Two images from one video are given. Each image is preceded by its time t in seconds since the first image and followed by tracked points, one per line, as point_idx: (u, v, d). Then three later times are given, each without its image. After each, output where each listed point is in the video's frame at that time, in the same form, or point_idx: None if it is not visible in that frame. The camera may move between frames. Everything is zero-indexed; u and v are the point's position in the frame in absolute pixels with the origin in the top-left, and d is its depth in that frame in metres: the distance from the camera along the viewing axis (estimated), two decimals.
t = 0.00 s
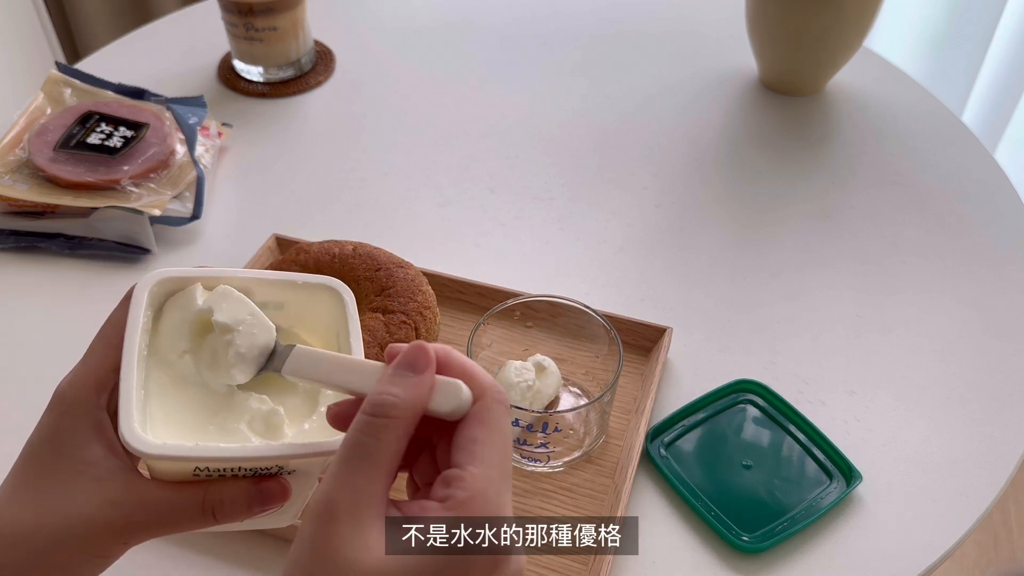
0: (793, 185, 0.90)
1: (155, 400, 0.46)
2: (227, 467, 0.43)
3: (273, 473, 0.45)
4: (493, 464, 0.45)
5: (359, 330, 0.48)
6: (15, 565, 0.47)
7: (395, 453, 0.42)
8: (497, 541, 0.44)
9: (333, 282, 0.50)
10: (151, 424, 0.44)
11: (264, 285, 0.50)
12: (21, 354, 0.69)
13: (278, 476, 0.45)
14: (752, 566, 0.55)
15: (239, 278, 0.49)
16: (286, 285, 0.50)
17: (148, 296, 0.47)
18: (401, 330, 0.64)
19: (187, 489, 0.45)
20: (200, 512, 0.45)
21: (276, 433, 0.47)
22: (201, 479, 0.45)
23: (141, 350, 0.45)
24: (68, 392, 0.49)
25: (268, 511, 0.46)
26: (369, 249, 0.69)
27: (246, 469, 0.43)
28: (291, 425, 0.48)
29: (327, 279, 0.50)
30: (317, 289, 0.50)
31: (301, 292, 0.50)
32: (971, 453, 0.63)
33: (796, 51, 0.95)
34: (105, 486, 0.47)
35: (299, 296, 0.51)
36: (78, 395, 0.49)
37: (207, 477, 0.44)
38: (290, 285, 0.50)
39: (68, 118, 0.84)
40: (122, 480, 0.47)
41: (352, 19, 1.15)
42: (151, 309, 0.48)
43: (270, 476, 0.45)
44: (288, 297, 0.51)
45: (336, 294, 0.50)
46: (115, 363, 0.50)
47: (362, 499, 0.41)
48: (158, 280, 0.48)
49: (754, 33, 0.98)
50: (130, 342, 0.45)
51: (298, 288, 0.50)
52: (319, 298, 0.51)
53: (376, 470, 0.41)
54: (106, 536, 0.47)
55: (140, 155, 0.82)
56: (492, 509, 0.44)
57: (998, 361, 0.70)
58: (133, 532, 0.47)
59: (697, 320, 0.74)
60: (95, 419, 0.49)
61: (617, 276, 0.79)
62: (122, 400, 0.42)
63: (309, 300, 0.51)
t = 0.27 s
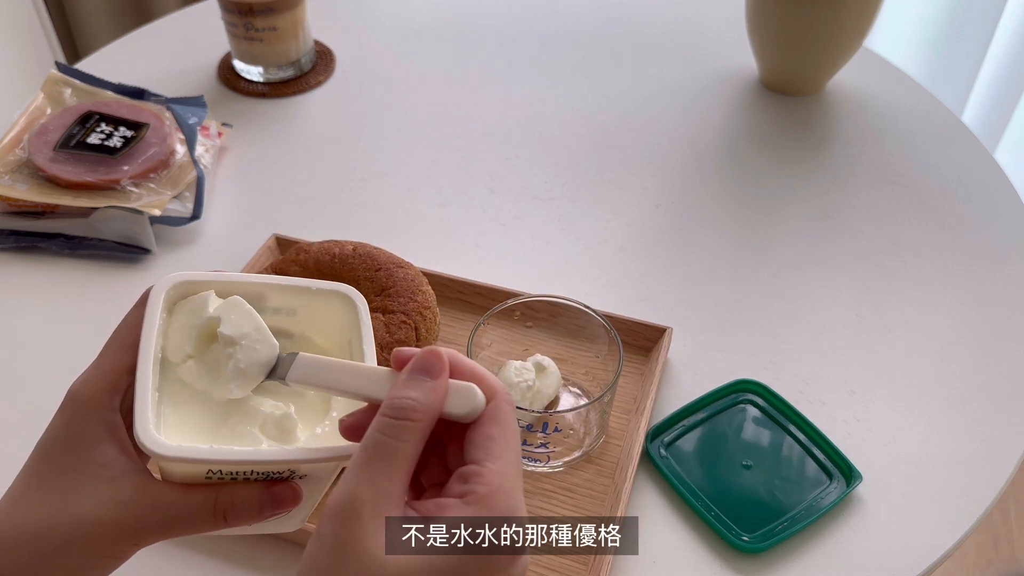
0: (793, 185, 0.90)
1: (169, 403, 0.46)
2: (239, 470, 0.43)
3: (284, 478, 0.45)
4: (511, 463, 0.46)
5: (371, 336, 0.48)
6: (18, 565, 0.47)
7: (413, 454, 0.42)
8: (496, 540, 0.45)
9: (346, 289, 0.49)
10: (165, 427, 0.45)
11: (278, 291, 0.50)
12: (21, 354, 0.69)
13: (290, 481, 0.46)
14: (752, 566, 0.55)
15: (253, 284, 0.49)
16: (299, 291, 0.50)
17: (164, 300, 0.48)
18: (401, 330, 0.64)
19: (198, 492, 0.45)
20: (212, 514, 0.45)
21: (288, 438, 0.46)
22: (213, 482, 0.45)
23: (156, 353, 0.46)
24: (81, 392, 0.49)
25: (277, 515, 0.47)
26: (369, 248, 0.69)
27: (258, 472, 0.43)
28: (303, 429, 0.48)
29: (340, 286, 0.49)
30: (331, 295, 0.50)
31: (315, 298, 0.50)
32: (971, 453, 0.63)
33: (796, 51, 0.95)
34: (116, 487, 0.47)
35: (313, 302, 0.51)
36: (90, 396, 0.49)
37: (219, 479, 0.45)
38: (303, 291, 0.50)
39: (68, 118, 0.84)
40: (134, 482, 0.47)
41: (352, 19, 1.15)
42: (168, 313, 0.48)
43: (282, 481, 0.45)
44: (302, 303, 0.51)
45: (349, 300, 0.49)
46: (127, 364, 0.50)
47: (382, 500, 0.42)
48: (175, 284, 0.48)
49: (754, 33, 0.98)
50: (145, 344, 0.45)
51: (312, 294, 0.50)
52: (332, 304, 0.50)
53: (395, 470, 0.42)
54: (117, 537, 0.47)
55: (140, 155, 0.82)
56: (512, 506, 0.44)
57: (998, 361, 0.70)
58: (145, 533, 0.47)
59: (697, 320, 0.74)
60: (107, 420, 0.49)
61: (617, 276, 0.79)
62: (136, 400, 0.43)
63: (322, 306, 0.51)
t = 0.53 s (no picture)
0: (793, 185, 0.90)
1: (177, 399, 0.46)
2: (250, 463, 0.43)
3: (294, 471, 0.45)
4: (545, 477, 0.48)
5: (378, 330, 0.48)
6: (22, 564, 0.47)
7: (454, 460, 0.44)
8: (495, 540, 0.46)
9: (354, 286, 0.50)
10: (175, 423, 0.44)
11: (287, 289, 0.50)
12: (21, 354, 0.69)
13: (298, 475, 0.45)
14: (752, 566, 0.55)
15: (262, 281, 0.49)
16: (308, 288, 0.50)
17: (173, 297, 0.48)
18: (401, 330, 0.64)
19: (209, 486, 0.45)
20: (221, 509, 0.45)
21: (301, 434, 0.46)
22: (224, 476, 0.45)
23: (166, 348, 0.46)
24: (92, 388, 0.49)
25: (286, 509, 0.47)
26: (369, 248, 0.69)
27: (268, 466, 0.43)
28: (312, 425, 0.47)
29: (348, 283, 0.50)
30: (339, 292, 0.50)
31: (322, 296, 0.50)
32: (972, 453, 0.63)
33: (796, 51, 0.95)
34: (126, 482, 0.47)
35: (321, 299, 0.51)
36: (101, 393, 0.49)
37: (230, 474, 0.45)
38: (311, 288, 0.50)
39: (68, 118, 0.84)
40: (145, 477, 0.47)
41: (352, 19, 1.15)
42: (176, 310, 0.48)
43: (292, 475, 0.45)
44: (309, 301, 0.51)
45: (357, 297, 0.50)
46: (138, 359, 0.50)
47: (425, 503, 0.43)
48: (185, 281, 0.48)
49: (754, 33, 0.98)
50: (156, 337, 0.45)
51: (319, 292, 0.50)
52: (340, 302, 0.51)
53: (436, 475, 0.43)
54: (126, 532, 0.47)
55: (140, 155, 0.82)
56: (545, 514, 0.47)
57: (998, 361, 0.70)
58: (156, 528, 0.47)
59: (697, 320, 0.74)
60: (117, 416, 0.49)
61: (617, 276, 0.79)
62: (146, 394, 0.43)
63: (330, 304, 0.51)
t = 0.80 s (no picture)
0: (793, 185, 0.90)
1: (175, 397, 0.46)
2: (246, 459, 0.43)
3: (293, 466, 0.45)
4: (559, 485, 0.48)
5: (374, 321, 0.48)
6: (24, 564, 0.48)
7: (469, 464, 0.44)
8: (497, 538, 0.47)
9: (349, 276, 0.49)
10: (171, 422, 0.44)
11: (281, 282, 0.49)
12: (21, 354, 0.69)
13: (298, 470, 0.45)
14: (752, 566, 0.55)
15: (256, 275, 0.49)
16: (302, 281, 0.50)
17: (167, 296, 0.47)
18: (401, 329, 0.63)
19: (207, 484, 0.45)
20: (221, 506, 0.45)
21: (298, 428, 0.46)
22: (223, 473, 0.45)
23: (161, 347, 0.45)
24: (90, 388, 0.49)
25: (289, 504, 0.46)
26: (369, 249, 0.69)
27: (265, 461, 0.43)
28: (310, 418, 0.47)
29: (344, 274, 0.49)
30: (335, 284, 0.49)
31: (318, 287, 0.50)
32: (972, 453, 0.63)
33: (796, 51, 0.95)
34: (125, 481, 0.47)
35: (316, 291, 0.50)
36: (100, 393, 0.49)
37: (229, 471, 0.45)
38: (306, 281, 0.50)
39: (68, 118, 0.84)
40: (146, 477, 0.47)
41: (352, 19, 1.15)
42: (172, 309, 0.48)
43: (291, 470, 0.45)
44: (305, 294, 0.50)
45: (352, 288, 0.49)
46: (135, 359, 0.50)
47: (439, 505, 0.43)
48: (178, 279, 0.48)
49: (754, 33, 0.98)
50: (150, 337, 0.45)
51: (314, 284, 0.50)
52: (335, 293, 0.50)
53: (451, 477, 0.43)
54: (127, 531, 0.47)
55: (140, 155, 0.82)
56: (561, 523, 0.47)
57: (999, 361, 0.70)
58: (156, 527, 0.47)
59: (697, 320, 0.74)
60: (117, 416, 0.49)
61: (617, 276, 0.79)
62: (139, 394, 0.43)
63: (326, 296, 0.50)
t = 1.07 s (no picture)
0: (793, 185, 0.90)
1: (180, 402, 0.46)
2: (249, 464, 0.43)
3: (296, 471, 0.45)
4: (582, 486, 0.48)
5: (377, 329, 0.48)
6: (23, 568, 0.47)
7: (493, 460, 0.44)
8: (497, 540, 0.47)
9: (354, 285, 0.50)
10: (175, 426, 0.44)
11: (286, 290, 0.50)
12: (21, 354, 0.69)
13: (300, 474, 0.45)
14: (752, 566, 0.55)
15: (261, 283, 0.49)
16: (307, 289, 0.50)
17: (173, 304, 0.48)
18: (401, 329, 0.63)
19: (211, 489, 0.45)
20: (226, 510, 0.45)
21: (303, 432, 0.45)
22: (226, 478, 0.45)
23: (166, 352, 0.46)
24: (95, 392, 0.49)
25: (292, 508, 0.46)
26: (369, 248, 0.69)
27: (268, 466, 0.43)
28: (313, 423, 0.47)
29: (349, 283, 0.50)
30: (340, 292, 0.50)
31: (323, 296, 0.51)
32: (972, 453, 0.63)
33: (796, 51, 0.95)
34: (130, 485, 0.47)
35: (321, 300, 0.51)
36: (104, 397, 0.49)
37: (232, 475, 0.45)
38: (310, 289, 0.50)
39: (68, 118, 0.84)
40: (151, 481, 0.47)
41: (352, 19, 1.15)
42: (177, 315, 0.48)
43: (294, 474, 0.45)
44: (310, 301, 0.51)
45: (358, 297, 0.50)
46: (132, 359, 0.50)
47: (462, 499, 0.44)
48: (184, 286, 0.48)
49: (754, 33, 0.98)
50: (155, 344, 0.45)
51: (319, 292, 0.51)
52: (340, 302, 0.51)
53: (474, 472, 0.44)
54: (131, 535, 0.47)
55: (140, 155, 0.82)
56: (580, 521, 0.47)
57: (999, 361, 0.70)
58: (162, 531, 0.47)
59: (697, 321, 0.74)
60: (121, 421, 0.49)
61: (617, 276, 0.79)
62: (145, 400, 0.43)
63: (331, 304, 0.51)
